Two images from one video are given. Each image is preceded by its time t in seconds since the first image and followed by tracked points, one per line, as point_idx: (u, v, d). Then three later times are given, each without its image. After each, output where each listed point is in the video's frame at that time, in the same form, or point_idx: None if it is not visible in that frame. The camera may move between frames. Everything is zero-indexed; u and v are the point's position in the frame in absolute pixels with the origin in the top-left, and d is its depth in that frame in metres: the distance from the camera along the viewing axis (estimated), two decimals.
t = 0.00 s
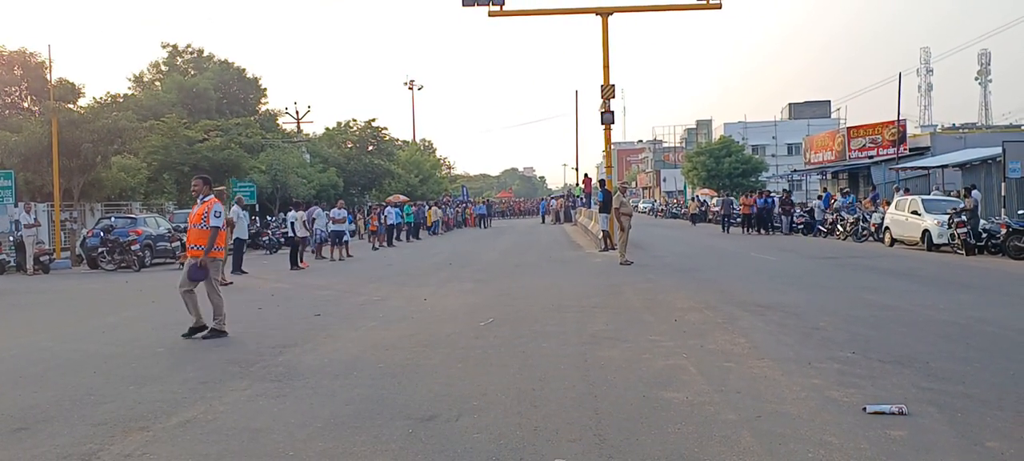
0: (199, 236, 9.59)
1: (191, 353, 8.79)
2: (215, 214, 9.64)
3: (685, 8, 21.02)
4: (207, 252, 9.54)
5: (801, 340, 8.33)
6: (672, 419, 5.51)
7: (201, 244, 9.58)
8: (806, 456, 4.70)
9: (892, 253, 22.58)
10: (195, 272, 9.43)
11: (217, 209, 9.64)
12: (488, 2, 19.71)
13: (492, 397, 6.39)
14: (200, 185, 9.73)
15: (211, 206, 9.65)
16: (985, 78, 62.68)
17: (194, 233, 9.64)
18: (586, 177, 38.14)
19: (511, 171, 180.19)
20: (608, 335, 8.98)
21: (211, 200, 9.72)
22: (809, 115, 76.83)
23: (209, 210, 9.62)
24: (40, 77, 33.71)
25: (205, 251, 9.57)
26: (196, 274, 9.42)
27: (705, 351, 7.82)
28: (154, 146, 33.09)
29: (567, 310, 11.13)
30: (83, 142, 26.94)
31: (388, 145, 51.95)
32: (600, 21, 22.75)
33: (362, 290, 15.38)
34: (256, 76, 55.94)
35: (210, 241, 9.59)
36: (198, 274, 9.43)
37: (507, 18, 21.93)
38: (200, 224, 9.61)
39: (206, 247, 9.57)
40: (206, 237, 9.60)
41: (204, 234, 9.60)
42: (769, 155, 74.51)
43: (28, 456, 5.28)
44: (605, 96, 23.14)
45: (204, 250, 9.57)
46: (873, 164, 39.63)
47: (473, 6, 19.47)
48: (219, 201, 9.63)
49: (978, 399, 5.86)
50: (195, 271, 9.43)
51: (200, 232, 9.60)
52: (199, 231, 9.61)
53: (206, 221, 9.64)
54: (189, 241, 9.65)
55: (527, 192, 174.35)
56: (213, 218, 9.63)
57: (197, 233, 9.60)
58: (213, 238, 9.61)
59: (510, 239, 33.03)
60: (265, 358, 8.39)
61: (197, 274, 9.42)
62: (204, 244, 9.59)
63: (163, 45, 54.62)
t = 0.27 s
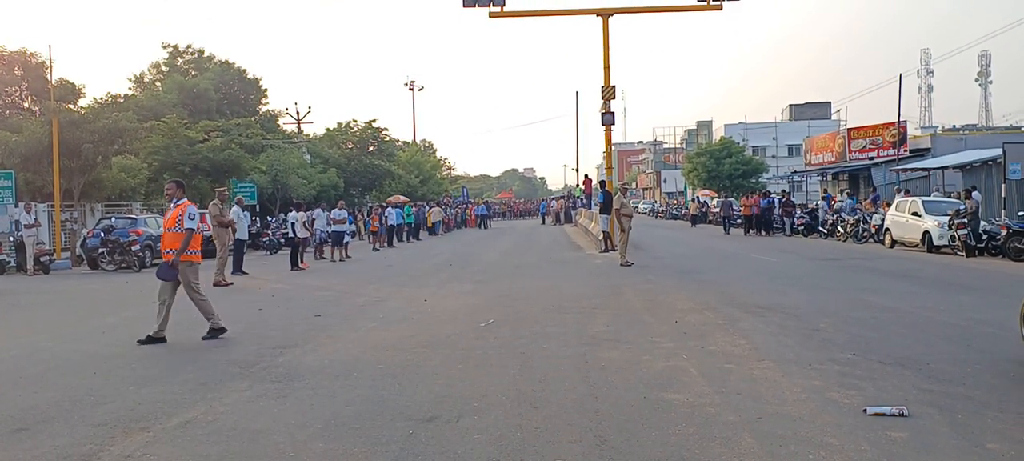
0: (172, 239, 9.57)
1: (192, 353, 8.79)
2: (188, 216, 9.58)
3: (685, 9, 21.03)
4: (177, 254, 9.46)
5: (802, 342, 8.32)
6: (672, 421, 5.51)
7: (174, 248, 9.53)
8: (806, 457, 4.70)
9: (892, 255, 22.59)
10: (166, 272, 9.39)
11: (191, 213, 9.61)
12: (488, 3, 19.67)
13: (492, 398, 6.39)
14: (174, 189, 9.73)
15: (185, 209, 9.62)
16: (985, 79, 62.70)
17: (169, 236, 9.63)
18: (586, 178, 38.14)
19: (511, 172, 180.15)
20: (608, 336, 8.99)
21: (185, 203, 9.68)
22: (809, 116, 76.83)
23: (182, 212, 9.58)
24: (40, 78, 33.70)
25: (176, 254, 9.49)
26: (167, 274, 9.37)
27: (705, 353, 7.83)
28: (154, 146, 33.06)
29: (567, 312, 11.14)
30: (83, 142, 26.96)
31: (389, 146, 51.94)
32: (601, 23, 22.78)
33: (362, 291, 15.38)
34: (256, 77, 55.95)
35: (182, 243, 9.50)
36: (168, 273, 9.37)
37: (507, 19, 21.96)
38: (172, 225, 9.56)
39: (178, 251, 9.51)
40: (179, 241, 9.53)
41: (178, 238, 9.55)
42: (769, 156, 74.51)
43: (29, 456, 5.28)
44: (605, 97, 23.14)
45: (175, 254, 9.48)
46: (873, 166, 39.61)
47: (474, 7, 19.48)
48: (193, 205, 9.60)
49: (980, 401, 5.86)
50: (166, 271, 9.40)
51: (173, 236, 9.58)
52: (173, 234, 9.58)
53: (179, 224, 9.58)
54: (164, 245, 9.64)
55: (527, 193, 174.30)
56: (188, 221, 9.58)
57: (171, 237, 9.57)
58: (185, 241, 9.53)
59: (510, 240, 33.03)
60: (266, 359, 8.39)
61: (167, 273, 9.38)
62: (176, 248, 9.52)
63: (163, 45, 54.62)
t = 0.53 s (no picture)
0: (150, 236, 9.37)
1: (191, 353, 8.78)
2: (164, 212, 9.48)
3: (685, 10, 21.02)
4: (166, 253, 9.39)
5: (801, 342, 8.32)
6: (672, 421, 5.50)
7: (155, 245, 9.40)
8: (806, 458, 4.69)
9: (893, 255, 22.59)
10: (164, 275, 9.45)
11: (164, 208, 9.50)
12: (489, 3, 19.64)
13: (491, 398, 6.38)
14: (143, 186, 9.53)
15: (158, 205, 9.50)
16: (986, 80, 62.70)
17: (143, 233, 9.38)
18: (586, 178, 38.10)
19: (511, 172, 180.16)
20: (608, 336, 8.98)
21: (157, 200, 9.59)
22: (809, 117, 76.84)
23: (158, 209, 9.46)
24: (40, 77, 33.68)
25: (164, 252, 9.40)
26: (166, 277, 9.47)
27: (704, 353, 7.82)
28: (154, 146, 32.99)
29: (567, 312, 11.13)
30: (83, 142, 26.97)
31: (388, 146, 51.93)
32: (601, 23, 22.78)
33: (361, 291, 15.36)
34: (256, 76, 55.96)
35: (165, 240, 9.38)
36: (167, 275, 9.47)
37: (507, 19, 21.97)
38: (147, 223, 9.38)
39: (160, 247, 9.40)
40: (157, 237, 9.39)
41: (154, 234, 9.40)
42: (769, 156, 74.53)
43: (28, 456, 5.27)
44: (604, 97, 23.13)
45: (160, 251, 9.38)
46: (873, 166, 39.60)
47: (473, 7, 19.46)
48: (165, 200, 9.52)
49: (979, 402, 5.85)
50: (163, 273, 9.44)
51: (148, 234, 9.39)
52: (149, 231, 9.37)
53: (154, 221, 9.43)
54: (137, 243, 9.37)
55: (527, 193, 174.30)
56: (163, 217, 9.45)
57: (147, 234, 9.36)
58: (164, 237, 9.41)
59: (509, 240, 33.05)
60: (265, 359, 8.38)
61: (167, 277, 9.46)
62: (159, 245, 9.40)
63: (163, 45, 54.61)
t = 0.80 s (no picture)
0: (128, 240, 9.27)
1: (191, 353, 8.79)
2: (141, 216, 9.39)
3: (685, 10, 21.02)
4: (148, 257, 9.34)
5: (801, 343, 8.32)
6: (669, 422, 5.50)
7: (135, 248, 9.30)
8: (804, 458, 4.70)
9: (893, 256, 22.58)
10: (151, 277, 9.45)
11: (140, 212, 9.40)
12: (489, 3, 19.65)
13: (490, 398, 6.39)
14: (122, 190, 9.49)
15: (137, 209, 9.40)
16: (986, 81, 62.71)
17: (119, 237, 9.27)
18: (585, 179, 38.10)
19: (511, 172, 180.08)
20: (608, 337, 8.97)
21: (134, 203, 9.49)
22: (809, 117, 76.82)
23: (136, 212, 9.35)
24: (39, 77, 33.67)
25: (146, 256, 9.33)
26: (154, 281, 9.52)
27: (704, 354, 7.82)
28: (153, 146, 33.00)
29: (566, 312, 11.13)
30: (83, 142, 26.98)
31: (388, 146, 51.92)
32: (601, 23, 22.78)
33: (361, 291, 15.36)
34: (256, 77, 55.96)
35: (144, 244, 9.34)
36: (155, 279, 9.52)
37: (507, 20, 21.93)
38: (125, 226, 9.26)
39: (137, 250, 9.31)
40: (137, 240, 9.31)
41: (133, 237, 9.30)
42: (769, 157, 74.53)
43: (26, 456, 5.27)
44: (604, 97, 23.14)
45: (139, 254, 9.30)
46: (873, 167, 39.62)
47: (473, 7, 19.47)
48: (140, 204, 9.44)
49: (978, 403, 5.86)
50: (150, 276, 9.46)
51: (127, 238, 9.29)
52: (127, 235, 9.25)
53: (132, 224, 9.32)
54: (114, 246, 9.25)
55: (526, 193, 174.24)
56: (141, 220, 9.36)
57: (125, 238, 9.25)
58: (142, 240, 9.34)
59: (509, 241, 33.05)
60: (265, 359, 8.39)
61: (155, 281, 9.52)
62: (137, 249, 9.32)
63: (163, 45, 54.61)
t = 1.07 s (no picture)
0: (101, 242, 9.06)
1: (191, 354, 8.79)
2: (116, 218, 9.13)
3: (685, 11, 21.03)
4: (119, 260, 9.09)
5: (801, 344, 8.32)
6: (668, 423, 5.50)
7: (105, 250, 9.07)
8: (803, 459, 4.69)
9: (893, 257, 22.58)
10: (115, 285, 9.13)
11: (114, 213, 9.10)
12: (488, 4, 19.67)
13: (489, 399, 6.38)
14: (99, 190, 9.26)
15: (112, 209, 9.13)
16: (986, 82, 62.74)
17: (93, 238, 9.07)
18: (585, 180, 38.12)
19: (511, 173, 180.09)
20: (607, 338, 8.97)
21: (110, 203, 9.24)
22: (809, 118, 76.82)
23: (111, 213, 9.09)
24: (39, 78, 33.67)
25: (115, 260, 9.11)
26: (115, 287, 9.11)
27: (703, 354, 7.82)
28: (153, 146, 33.00)
29: (566, 313, 11.13)
30: (82, 142, 27.01)
31: (388, 147, 51.92)
32: (601, 24, 22.79)
33: (361, 292, 15.36)
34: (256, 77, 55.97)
35: (116, 247, 9.08)
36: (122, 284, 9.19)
37: (507, 20, 22.07)
38: (98, 228, 9.04)
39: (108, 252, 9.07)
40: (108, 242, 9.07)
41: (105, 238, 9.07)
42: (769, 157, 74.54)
43: (26, 456, 5.27)
44: (604, 98, 23.14)
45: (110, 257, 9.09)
46: (873, 167, 39.64)
47: (473, 8, 19.48)
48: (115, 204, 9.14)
49: (978, 404, 5.86)
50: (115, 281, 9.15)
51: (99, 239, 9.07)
52: (100, 237, 9.05)
53: (105, 226, 9.07)
54: (86, 248, 9.07)
55: (526, 193, 174.25)
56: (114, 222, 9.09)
57: (97, 240, 9.05)
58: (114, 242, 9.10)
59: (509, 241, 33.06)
60: (264, 359, 8.39)
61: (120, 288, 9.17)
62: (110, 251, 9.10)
63: (163, 45, 54.62)
